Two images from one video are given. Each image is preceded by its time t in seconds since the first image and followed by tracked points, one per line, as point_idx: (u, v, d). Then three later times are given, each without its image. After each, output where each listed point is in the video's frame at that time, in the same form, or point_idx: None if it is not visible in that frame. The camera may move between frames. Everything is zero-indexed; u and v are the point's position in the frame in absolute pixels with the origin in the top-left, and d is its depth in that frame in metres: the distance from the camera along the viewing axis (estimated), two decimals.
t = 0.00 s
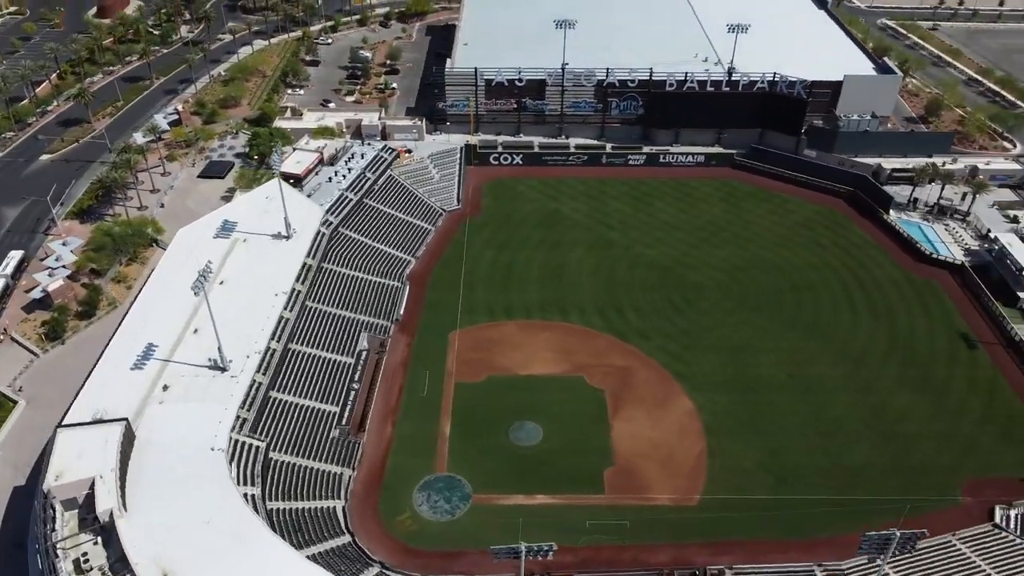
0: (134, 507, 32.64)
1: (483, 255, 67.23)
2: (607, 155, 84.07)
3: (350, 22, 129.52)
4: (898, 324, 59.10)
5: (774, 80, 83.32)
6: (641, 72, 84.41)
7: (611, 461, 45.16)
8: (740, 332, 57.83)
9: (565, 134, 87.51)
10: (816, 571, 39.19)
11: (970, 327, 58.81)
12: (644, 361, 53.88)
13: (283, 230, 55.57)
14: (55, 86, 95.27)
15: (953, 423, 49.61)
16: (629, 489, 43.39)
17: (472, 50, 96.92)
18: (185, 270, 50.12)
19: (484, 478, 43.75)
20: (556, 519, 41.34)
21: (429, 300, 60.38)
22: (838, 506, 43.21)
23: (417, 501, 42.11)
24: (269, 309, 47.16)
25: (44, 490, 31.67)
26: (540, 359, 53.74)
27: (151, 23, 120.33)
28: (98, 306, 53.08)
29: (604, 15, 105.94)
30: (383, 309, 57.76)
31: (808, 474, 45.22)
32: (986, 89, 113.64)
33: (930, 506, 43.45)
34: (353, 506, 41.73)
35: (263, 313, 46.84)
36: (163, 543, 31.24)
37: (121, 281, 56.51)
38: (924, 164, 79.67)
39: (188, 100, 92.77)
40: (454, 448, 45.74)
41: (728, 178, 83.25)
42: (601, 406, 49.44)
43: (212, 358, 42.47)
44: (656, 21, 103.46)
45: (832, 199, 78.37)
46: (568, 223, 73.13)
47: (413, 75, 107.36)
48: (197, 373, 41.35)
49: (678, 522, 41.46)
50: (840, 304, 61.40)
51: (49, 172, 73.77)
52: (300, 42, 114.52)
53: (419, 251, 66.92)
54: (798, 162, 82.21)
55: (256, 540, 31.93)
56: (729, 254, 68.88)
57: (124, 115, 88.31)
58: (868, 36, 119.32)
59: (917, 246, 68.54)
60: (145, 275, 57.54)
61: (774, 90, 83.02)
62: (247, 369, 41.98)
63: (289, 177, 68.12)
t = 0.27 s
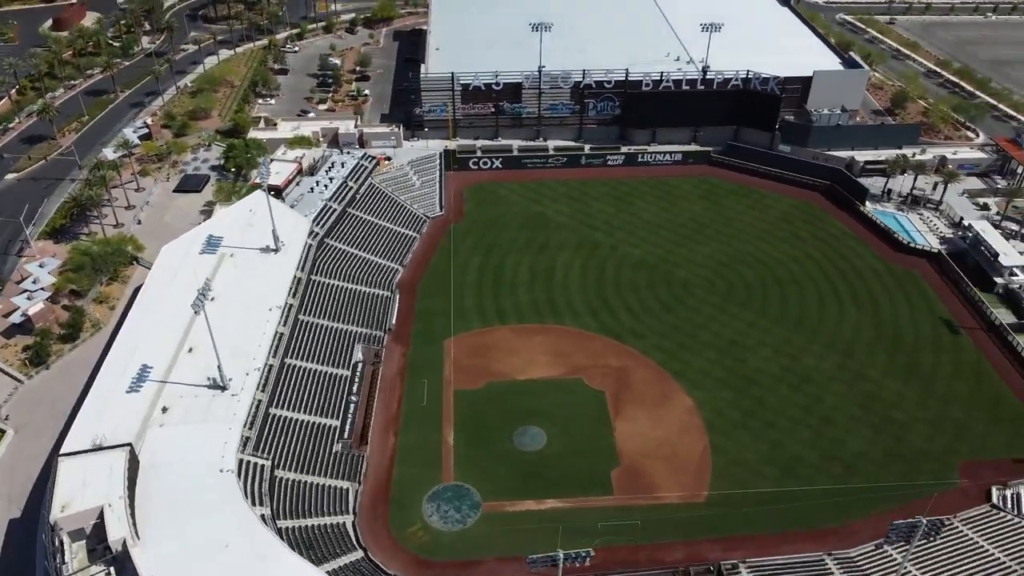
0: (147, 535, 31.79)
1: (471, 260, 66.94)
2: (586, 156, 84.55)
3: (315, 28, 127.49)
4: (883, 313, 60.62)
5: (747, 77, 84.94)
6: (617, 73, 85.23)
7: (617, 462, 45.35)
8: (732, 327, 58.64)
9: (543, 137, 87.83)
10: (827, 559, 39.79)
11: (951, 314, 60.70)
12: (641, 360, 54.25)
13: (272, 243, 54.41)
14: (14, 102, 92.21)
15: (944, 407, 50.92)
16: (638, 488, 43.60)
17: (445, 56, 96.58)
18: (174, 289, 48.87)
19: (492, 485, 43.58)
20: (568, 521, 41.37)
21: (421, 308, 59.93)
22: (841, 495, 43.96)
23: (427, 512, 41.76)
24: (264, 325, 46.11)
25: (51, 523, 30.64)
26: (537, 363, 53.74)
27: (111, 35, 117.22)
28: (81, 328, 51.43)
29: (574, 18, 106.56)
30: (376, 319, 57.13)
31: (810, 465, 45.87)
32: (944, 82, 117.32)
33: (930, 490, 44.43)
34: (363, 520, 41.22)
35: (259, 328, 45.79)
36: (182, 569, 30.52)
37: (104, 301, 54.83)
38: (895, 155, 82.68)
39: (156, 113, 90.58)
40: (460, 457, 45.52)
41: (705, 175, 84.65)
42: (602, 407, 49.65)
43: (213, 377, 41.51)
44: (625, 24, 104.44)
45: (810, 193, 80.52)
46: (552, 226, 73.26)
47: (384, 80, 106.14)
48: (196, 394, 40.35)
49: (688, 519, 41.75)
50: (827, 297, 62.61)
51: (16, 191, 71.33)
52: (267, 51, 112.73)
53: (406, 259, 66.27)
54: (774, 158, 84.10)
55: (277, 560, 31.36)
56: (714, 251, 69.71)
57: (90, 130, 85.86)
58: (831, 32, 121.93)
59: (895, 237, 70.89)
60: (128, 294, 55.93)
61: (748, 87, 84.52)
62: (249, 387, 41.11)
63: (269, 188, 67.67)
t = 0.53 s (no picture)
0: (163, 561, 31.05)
1: (460, 264, 66.51)
2: (567, 157, 84.77)
3: (283, 35, 125.36)
4: (869, 303, 61.84)
5: (723, 74, 86.59)
6: (594, 73, 85.66)
7: (624, 461, 45.43)
8: (724, 323, 59.28)
9: (523, 138, 87.76)
10: (838, 547, 40.33)
11: (935, 299, 62.44)
12: (638, 358, 54.52)
13: (261, 255, 53.17)
14: None
15: (936, 393, 52.11)
16: (647, 486, 43.72)
17: (420, 60, 95.82)
18: (164, 306, 47.56)
19: (502, 489, 43.32)
20: (581, 522, 41.35)
21: (414, 315, 59.33)
22: (844, 483, 44.70)
23: (439, 520, 41.36)
24: (260, 339, 45.04)
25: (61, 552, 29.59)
26: (535, 365, 53.62)
27: (71, 47, 113.97)
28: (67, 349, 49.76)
29: (547, 20, 106.72)
30: (369, 328, 56.41)
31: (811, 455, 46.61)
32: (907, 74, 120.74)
33: (929, 475, 45.42)
34: (374, 533, 40.61)
35: (255, 342, 44.74)
36: None
37: (88, 320, 53.18)
38: (868, 147, 85.13)
39: (126, 125, 88.25)
40: (467, 463, 45.19)
41: (685, 172, 85.68)
42: (605, 406, 49.73)
43: (214, 394, 40.49)
44: (598, 25, 105.00)
45: (791, 187, 82.31)
46: (538, 227, 73.24)
47: (358, 85, 104.75)
48: (198, 412, 39.34)
49: (699, 514, 42.03)
50: (814, 289, 63.65)
51: None
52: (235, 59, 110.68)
53: (395, 266, 65.47)
54: (752, 153, 85.83)
55: None
56: (699, 248, 70.46)
57: (58, 145, 83.26)
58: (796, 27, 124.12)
59: (873, 225, 72.92)
60: (112, 313, 54.31)
61: (723, 83, 86.22)
62: (252, 402, 40.16)
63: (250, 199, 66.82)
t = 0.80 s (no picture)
0: None
1: (449, 267, 66.07)
2: (547, 157, 84.91)
3: (249, 41, 123.06)
4: (855, 292, 63.11)
5: (699, 69, 87.22)
6: (572, 72, 85.88)
7: (631, 457, 45.49)
8: (717, 316, 59.87)
9: (502, 139, 87.58)
10: (848, 532, 40.93)
11: (917, 284, 64.29)
12: (636, 355, 54.71)
13: (250, 265, 51.95)
14: None
15: (928, 377, 53.38)
16: (656, 481, 43.87)
17: (394, 64, 94.98)
18: (154, 321, 46.24)
19: (512, 492, 43.06)
20: (594, 521, 41.33)
21: (407, 320, 58.69)
22: (847, 469, 45.46)
23: (451, 526, 40.95)
24: (259, 351, 44.07)
25: None
26: (534, 366, 53.45)
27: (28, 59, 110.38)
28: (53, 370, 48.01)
29: (519, 21, 106.82)
30: (363, 335, 55.68)
31: (813, 443, 47.29)
32: (870, 67, 123.85)
33: (929, 458, 46.43)
34: (387, 542, 40.08)
35: (254, 354, 43.77)
36: None
37: (72, 339, 51.38)
38: (842, 139, 86.96)
39: (94, 138, 85.78)
40: (474, 467, 44.86)
41: (665, 168, 86.57)
42: (607, 404, 49.75)
43: (217, 409, 39.50)
44: (570, 25, 105.36)
45: (769, 178, 84.38)
46: (525, 228, 73.16)
47: (330, 91, 103.36)
48: (201, 428, 38.34)
49: (710, 507, 42.30)
50: (801, 280, 64.66)
51: None
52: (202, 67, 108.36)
53: (383, 271, 64.63)
54: (730, 146, 87.14)
55: None
56: (684, 243, 71.07)
57: (23, 160, 80.54)
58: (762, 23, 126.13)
59: (851, 214, 75.03)
60: (97, 330, 52.64)
61: (700, 79, 87.17)
62: (257, 416, 39.28)
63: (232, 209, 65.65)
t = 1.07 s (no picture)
0: None
1: (438, 272, 65.64)
2: (528, 158, 85.19)
3: (215, 49, 120.56)
4: (841, 283, 64.31)
5: (675, 68, 88.89)
6: (550, 72, 86.11)
7: (637, 455, 45.75)
8: (708, 311, 60.48)
9: (482, 142, 87.17)
10: (855, 518, 41.62)
11: (899, 273, 65.86)
12: (633, 353, 55.07)
13: (241, 278, 50.88)
14: None
15: (918, 363, 54.60)
16: (664, 478, 44.12)
17: (368, 70, 93.77)
18: (147, 339, 45.10)
19: (521, 496, 42.92)
20: (605, 520, 41.44)
21: (401, 327, 58.11)
22: (848, 456, 46.25)
23: (464, 533, 40.69)
24: (258, 364, 43.18)
25: None
26: (533, 368, 53.39)
27: None
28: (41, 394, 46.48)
29: (491, 24, 106.73)
30: (358, 344, 55.00)
31: (813, 434, 48.02)
32: (834, 62, 126.62)
33: (925, 442, 47.45)
34: (401, 553, 39.65)
35: (253, 368, 42.89)
36: None
37: (58, 360, 49.72)
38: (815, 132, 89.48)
39: (63, 152, 83.32)
40: (481, 473, 44.63)
41: (644, 166, 87.50)
42: (609, 403, 49.94)
43: (221, 426, 38.64)
44: (543, 26, 105.53)
45: (747, 173, 85.83)
46: (511, 230, 73.12)
47: (302, 98, 101.51)
48: (207, 446, 37.49)
49: (719, 500, 42.74)
50: (787, 273, 65.67)
51: None
52: (170, 77, 106.05)
53: (373, 279, 63.83)
54: (708, 143, 88.46)
55: None
56: (670, 241, 71.61)
57: None
58: (729, 20, 127.92)
59: (831, 206, 76.98)
60: (83, 350, 51.01)
61: (675, 77, 88.51)
62: (263, 431, 38.50)
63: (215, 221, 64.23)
